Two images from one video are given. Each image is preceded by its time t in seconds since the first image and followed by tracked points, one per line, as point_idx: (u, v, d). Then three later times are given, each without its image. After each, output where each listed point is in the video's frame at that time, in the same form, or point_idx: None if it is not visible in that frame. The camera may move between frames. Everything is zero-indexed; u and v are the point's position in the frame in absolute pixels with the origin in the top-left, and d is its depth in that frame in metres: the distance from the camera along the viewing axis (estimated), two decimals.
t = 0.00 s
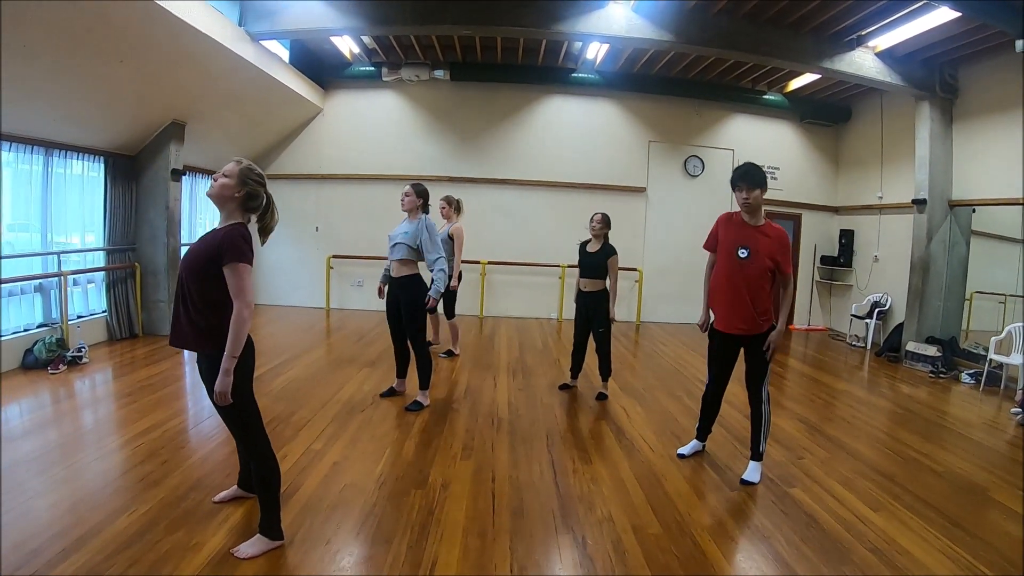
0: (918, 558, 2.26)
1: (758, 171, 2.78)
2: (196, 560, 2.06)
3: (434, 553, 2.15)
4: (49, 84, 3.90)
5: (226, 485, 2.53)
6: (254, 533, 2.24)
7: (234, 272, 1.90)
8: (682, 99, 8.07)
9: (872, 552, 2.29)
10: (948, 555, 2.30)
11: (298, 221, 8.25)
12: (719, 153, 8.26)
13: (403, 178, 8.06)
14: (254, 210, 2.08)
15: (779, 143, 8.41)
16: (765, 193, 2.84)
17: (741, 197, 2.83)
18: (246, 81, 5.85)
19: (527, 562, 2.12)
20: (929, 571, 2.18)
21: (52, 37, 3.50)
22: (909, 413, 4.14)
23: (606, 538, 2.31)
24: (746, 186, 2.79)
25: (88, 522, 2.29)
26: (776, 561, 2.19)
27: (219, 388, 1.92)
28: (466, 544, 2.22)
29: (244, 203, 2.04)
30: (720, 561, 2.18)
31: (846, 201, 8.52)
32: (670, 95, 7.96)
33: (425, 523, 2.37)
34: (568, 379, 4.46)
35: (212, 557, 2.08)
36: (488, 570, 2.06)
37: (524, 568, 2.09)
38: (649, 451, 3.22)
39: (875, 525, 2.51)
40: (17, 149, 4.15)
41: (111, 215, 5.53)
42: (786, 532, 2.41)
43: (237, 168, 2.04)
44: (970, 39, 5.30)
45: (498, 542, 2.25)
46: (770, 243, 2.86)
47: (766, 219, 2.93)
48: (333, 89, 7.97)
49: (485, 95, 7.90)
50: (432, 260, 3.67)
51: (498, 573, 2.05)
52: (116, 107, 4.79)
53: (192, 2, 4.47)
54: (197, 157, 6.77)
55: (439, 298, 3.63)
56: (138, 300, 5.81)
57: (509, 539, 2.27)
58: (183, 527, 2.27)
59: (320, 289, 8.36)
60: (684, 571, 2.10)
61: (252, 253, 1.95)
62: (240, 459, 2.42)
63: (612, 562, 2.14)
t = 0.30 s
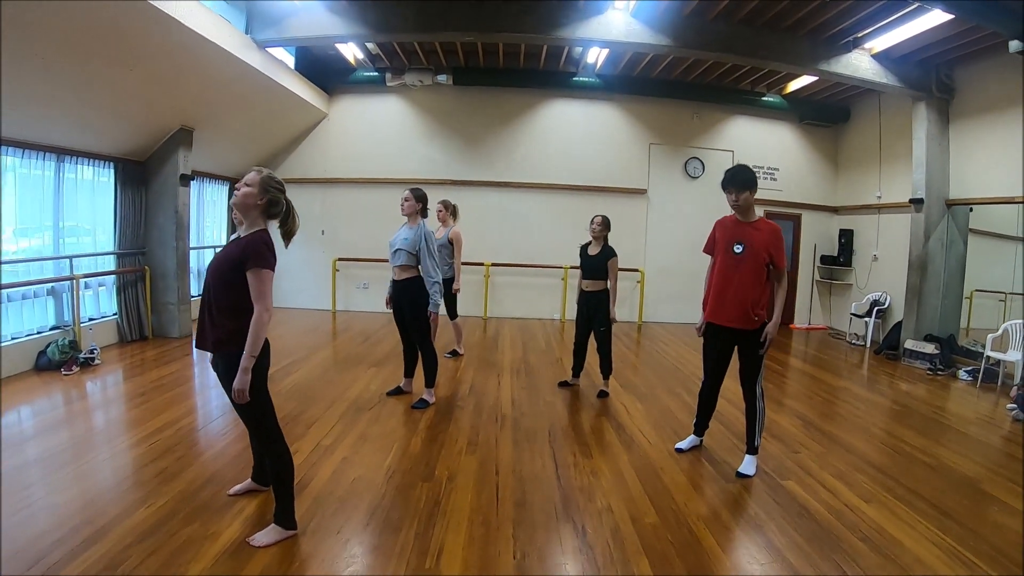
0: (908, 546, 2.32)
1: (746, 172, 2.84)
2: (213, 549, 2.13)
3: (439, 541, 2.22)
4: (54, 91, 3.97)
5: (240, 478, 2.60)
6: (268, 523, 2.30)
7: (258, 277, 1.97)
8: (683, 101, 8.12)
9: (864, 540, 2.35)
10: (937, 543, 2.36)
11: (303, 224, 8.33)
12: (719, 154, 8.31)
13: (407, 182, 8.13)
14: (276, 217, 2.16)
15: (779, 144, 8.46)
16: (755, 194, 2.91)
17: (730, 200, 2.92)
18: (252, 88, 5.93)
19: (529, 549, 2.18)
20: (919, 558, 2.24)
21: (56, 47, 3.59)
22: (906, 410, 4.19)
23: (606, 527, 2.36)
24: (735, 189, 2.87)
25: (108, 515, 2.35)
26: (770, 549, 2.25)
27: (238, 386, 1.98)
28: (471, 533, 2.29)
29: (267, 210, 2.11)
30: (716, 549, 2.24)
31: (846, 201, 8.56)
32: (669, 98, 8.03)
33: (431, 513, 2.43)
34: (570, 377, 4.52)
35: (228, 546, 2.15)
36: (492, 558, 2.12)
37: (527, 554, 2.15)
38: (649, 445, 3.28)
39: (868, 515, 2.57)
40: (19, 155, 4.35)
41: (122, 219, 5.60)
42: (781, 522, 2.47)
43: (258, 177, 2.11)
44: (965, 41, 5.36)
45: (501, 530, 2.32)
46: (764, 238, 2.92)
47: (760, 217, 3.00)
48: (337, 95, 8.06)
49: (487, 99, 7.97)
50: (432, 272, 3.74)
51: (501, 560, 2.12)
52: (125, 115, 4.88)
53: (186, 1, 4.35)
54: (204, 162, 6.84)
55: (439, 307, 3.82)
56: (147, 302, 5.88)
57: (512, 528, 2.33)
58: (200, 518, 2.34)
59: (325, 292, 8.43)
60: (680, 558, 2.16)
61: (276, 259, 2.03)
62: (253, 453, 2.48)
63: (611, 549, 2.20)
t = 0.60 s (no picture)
0: (902, 535, 2.37)
1: (741, 174, 2.90)
2: (232, 537, 2.19)
3: (447, 529, 2.28)
4: (64, 97, 4.05)
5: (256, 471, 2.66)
6: (283, 513, 2.37)
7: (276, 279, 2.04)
8: (683, 106, 8.16)
9: (859, 529, 2.40)
10: (930, 532, 2.41)
11: (309, 227, 8.40)
12: (720, 155, 8.36)
13: (412, 185, 8.20)
14: (289, 220, 2.22)
15: (779, 146, 8.51)
16: (750, 194, 2.97)
17: (727, 201, 2.98)
18: (260, 93, 6.02)
19: (534, 537, 2.24)
20: (911, 545, 2.29)
21: (64, 53, 3.66)
22: (905, 407, 4.24)
23: (608, 516, 2.42)
24: (731, 191, 2.92)
25: (130, 506, 2.42)
26: (768, 536, 2.31)
27: (260, 382, 2.05)
28: (478, 521, 2.35)
29: (282, 214, 2.18)
30: (715, 536, 2.29)
31: (846, 202, 8.60)
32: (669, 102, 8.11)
33: (440, 503, 2.49)
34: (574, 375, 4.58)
35: (246, 534, 2.21)
36: (498, 544, 2.18)
37: (532, 541, 2.22)
38: (651, 440, 3.34)
39: (863, 506, 2.61)
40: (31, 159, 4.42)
41: (133, 222, 5.68)
42: (776, 512, 2.51)
43: (271, 182, 2.17)
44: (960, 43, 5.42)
45: (507, 518, 2.38)
46: (761, 237, 2.98)
47: (756, 216, 3.06)
48: (343, 99, 8.14)
49: (491, 103, 8.04)
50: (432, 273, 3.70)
51: (507, 545, 2.18)
52: (134, 121, 4.96)
53: (189, 2, 4.35)
54: (211, 166, 6.92)
55: (440, 311, 3.70)
56: (158, 304, 5.96)
57: (518, 516, 2.39)
58: (217, 509, 2.40)
59: (331, 294, 8.50)
60: (680, 544, 2.22)
61: (292, 261, 2.10)
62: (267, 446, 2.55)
63: (613, 536, 2.26)
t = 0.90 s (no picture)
0: (895, 525, 2.41)
1: (738, 176, 2.94)
2: (245, 526, 2.24)
3: (454, 518, 2.32)
4: (72, 97, 4.09)
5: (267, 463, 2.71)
6: (294, 503, 2.41)
7: (285, 274, 2.09)
8: (685, 105, 8.20)
9: (853, 519, 2.45)
10: (923, 522, 2.45)
11: (313, 225, 8.45)
12: (721, 155, 8.40)
13: (415, 184, 8.24)
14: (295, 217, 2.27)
15: (779, 146, 8.55)
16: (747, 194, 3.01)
17: (723, 203, 3.03)
18: (265, 93, 6.06)
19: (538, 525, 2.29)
20: (905, 535, 2.34)
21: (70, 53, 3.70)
22: (903, 403, 4.28)
23: (610, 505, 2.47)
24: (728, 191, 2.97)
25: (143, 497, 2.47)
26: (765, 525, 2.36)
27: (276, 374, 2.10)
28: (484, 510, 2.40)
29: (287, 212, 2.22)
30: (713, 525, 2.34)
31: (846, 201, 8.64)
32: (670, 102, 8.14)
33: (446, 494, 2.53)
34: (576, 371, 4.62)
35: (259, 523, 2.26)
36: (504, 532, 2.23)
37: (536, 529, 2.26)
38: (652, 434, 3.38)
39: (858, 497, 2.66)
40: (39, 158, 4.44)
41: (140, 221, 5.73)
42: (773, 502, 2.56)
43: (275, 181, 2.22)
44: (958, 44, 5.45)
45: (512, 507, 2.43)
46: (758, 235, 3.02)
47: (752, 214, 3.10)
48: (346, 99, 8.18)
49: (494, 103, 8.08)
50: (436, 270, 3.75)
51: (513, 533, 2.23)
52: (141, 121, 5.00)
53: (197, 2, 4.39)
54: (216, 166, 6.96)
55: (443, 307, 3.75)
56: (165, 301, 6.00)
57: (522, 506, 2.44)
58: (229, 499, 2.45)
59: (334, 291, 8.54)
60: (680, 532, 2.26)
61: (300, 256, 2.14)
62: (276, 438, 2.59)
63: (615, 524, 2.31)
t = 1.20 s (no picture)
0: (897, 515, 2.44)
1: (731, 172, 2.98)
2: (256, 515, 2.26)
3: (462, 507, 2.35)
4: (76, 91, 4.09)
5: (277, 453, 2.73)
6: (304, 493, 2.44)
7: (296, 267, 2.11)
8: (687, 99, 8.22)
9: (855, 509, 2.48)
10: (924, 512, 2.48)
11: (316, 219, 8.46)
12: (723, 150, 8.40)
13: (418, 178, 8.25)
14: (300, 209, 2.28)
15: (781, 141, 8.56)
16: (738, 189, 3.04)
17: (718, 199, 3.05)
18: (268, 87, 6.06)
19: (545, 513, 2.32)
20: (906, 525, 2.37)
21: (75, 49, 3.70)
22: (903, 397, 4.31)
23: (615, 495, 2.49)
24: (719, 187, 3.00)
25: (154, 488, 2.49)
26: (768, 515, 2.38)
27: (296, 363, 2.15)
28: (491, 499, 2.43)
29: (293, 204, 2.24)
30: (717, 514, 2.36)
31: (847, 196, 8.66)
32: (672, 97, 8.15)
33: (454, 483, 2.56)
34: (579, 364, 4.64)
35: (270, 512, 2.28)
36: (511, 520, 2.26)
37: (544, 517, 2.29)
38: (656, 425, 3.41)
39: (861, 488, 2.69)
40: (40, 152, 4.43)
41: (144, 215, 5.74)
42: (778, 492, 2.59)
43: (277, 174, 2.22)
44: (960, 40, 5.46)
45: (519, 496, 2.46)
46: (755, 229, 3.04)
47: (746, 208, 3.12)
48: (350, 93, 8.18)
49: (497, 97, 8.09)
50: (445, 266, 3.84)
51: (520, 521, 2.26)
52: (144, 116, 5.01)
53: None
54: (220, 160, 6.96)
55: (449, 304, 3.89)
56: (169, 295, 6.02)
57: (529, 495, 2.47)
58: (240, 489, 2.47)
59: (338, 284, 8.55)
60: (684, 521, 2.29)
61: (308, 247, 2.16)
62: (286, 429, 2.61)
63: (621, 513, 2.34)
